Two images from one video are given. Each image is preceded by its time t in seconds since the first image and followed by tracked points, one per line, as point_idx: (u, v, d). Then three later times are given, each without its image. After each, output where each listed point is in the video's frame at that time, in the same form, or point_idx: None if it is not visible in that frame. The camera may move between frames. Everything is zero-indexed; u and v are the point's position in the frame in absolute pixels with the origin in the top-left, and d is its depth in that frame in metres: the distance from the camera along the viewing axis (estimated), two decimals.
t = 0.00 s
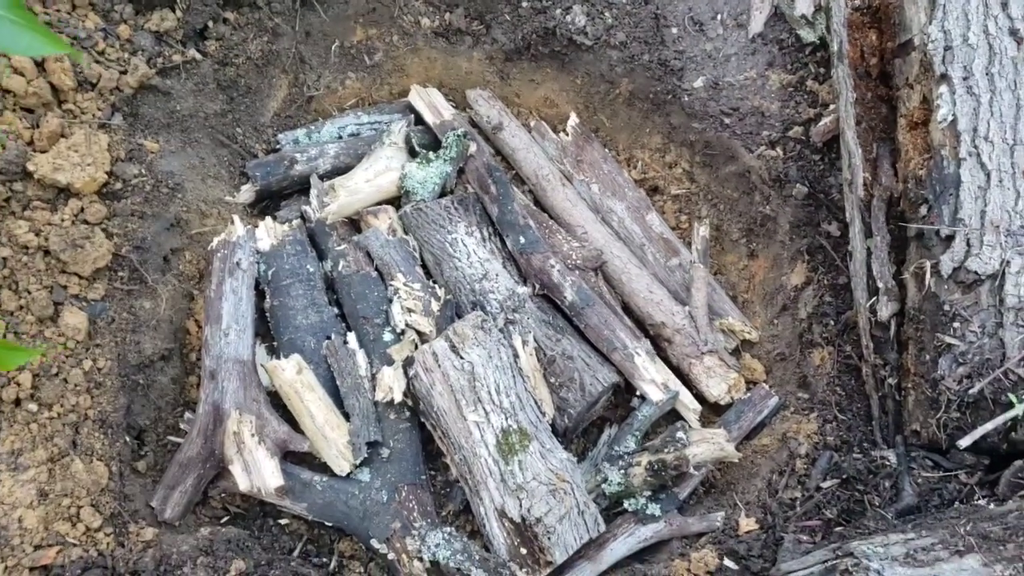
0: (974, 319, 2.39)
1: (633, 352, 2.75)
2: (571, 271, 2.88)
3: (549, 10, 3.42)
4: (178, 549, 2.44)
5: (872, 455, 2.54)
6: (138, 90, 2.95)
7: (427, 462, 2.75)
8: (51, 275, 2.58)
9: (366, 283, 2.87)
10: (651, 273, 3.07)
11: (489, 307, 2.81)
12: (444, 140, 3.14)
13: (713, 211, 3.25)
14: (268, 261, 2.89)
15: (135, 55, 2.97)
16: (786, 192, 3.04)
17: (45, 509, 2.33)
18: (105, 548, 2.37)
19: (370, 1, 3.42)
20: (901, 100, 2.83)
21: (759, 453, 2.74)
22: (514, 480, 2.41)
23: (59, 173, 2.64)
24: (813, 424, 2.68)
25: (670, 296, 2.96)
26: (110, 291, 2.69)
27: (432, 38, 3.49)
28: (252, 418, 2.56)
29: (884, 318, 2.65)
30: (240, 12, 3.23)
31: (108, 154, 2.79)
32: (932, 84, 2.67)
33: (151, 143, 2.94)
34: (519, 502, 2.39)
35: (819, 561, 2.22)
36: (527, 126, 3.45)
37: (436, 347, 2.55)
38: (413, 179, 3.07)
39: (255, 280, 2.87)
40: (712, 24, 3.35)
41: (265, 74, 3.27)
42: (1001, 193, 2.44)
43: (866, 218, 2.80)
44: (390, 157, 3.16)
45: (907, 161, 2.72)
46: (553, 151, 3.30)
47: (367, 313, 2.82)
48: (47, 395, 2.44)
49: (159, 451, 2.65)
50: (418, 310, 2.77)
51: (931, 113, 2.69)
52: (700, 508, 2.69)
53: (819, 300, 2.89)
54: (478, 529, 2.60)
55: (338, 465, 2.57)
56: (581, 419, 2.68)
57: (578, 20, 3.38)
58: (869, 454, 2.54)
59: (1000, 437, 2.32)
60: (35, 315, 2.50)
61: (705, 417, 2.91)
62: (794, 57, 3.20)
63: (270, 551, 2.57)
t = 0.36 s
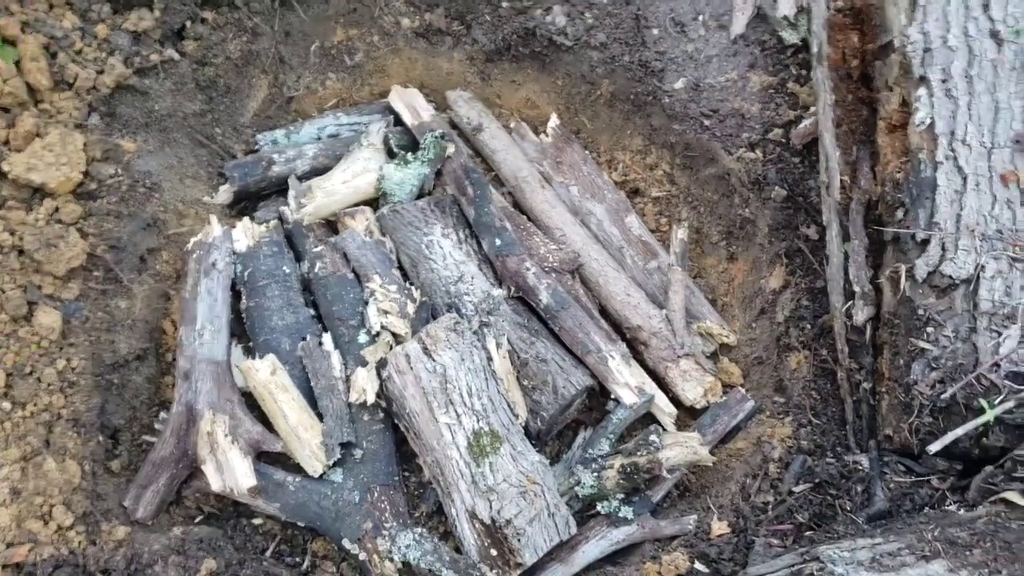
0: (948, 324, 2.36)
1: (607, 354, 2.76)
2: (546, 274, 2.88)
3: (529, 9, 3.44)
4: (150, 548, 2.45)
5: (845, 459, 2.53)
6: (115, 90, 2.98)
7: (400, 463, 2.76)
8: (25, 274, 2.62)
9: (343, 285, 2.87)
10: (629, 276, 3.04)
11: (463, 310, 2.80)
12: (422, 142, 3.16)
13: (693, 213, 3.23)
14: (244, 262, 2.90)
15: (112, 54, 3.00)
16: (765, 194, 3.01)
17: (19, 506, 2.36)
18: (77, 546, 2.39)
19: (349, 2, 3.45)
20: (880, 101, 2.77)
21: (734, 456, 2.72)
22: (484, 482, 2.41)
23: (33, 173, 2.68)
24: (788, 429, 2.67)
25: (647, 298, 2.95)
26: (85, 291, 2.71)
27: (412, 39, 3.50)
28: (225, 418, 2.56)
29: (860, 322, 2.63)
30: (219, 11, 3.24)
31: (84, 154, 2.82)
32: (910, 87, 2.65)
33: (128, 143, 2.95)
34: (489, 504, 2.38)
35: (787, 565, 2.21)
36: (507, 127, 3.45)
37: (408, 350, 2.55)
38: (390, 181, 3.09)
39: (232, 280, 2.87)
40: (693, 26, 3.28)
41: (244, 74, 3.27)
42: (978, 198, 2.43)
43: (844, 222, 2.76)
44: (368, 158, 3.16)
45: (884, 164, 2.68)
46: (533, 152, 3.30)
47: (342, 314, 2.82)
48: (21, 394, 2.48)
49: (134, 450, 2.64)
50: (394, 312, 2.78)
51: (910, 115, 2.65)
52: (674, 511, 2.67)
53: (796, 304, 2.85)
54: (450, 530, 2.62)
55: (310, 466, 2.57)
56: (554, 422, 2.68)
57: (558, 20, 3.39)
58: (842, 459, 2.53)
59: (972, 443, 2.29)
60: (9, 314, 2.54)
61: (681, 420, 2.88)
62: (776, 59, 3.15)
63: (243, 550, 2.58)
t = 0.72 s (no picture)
0: (926, 343, 2.38)
1: (587, 360, 2.75)
2: (531, 278, 2.86)
3: (526, 13, 3.40)
4: (122, 536, 2.51)
5: (820, 475, 2.54)
6: (111, 81, 3.04)
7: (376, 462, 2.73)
8: (13, 261, 2.73)
9: (329, 282, 2.85)
10: (616, 283, 2.98)
11: (446, 310, 2.76)
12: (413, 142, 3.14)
13: (683, 223, 3.14)
14: (232, 256, 2.86)
15: (109, 46, 3.06)
16: (753, 206, 3.01)
17: None
18: (49, 532, 2.49)
19: None
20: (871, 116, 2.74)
21: (711, 467, 2.69)
22: (456, 484, 2.42)
23: (24, 161, 2.79)
24: (764, 441, 2.67)
25: (632, 306, 2.88)
26: (70, 279, 2.79)
27: (410, 39, 3.46)
28: (203, 409, 2.58)
29: (842, 338, 2.60)
30: (218, 7, 3.27)
31: (75, 143, 2.90)
32: (901, 103, 2.61)
33: (122, 135, 3.00)
34: (460, 505, 2.39)
35: None
36: (502, 130, 3.37)
37: (386, 347, 2.56)
38: (381, 179, 3.08)
39: (219, 274, 2.86)
40: (690, 34, 3.22)
41: (241, 69, 3.27)
42: (963, 216, 2.41)
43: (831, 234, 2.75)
44: (360, 156, 3.13)
45: (873, 179, 2.66)
46: (525, 156, 3.24)
47: (326, 311, 2.80)
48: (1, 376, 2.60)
49: (113, 438, 2.65)
50: (378, 310, 2.77)
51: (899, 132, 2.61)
52: (649, 521, 2.63)
53: (780, 317, 2.84)
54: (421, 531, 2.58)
55: (285, 461, 2.58)
56: (531, 425, 2.68)
57: (555, 24, 3.36)
58: (817, 474, 2.55)
59: (946, 464, 2.33)
60: None
61: (662, 429, 2.82)
62: (771, 70, 3.13)
63: (216, 542, 2.60)
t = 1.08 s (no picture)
0: (957, 352, 2.31)
1: (607, 353, 2.71)
2: (557, 267, 2.84)
3: (569, 3, 3.34)
4: (136, 499, 2.52)
5: (839, 481, 2.49)
6: (153, 53, 3.06)
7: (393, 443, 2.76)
8: (46, 223, 2.75)
9: (355, 261, 2.84)
10: (644, 278, 2.95)
11: (469, 295, 2.77)
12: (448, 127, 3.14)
13: (717, 220, 3.09)
14: (262, 230, 2.88)
15: (154, 18, 3.09)
16: (788, 206, 2.94)
17: (16, 445, 2.49)
18: (65, 490, 2.50)
19: None
20: (913, 120, 2.67)
21: (730, 469, 2.65)
22: (468, 467, 2.40)
23: (64, 125, 2.81)
24: (785, 445, 2.62)
25: (659, 301, 2.87)
26: (102, 244, 2.82)
27: (450, 25, 3.43)
28: (223, 379, 2.60)
29: (869, 343, 2.56)
30: None
31: (114, 111, 2.93)
32: (944, 106, 2.54)
33: (162, 106, 3.03)
34: (471, 489, 2.38)
35: None
36: (539, 119, 3.34)
37: (406, 328, 2.55)
38: (413, 163, 3.08)
39: (247, 247, 2.88)
40: (734, 30, 3.17)
41: (282, 48, 3.29)
42: (1001, 224, 2.34)
43: (866, 237, 2.69)
44: (394, 139, 3.12)
45: (912, 183, 2.60)
46: (560, 145, 3.21)
47: (351, 290, 2.80)
48: (29, 336, 2.61)
49: (136, 404, 2.71)
50: (403, 292, 2.77)
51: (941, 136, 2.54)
52: (663, 518, 2.59)
53: (809, 319, 2.79)
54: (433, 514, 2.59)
55: (301, 435, 2.59)
56: (548, 415, 2.66)
57: (596, 15, 3.29)
58: (836, 480, 2.50)
59: (970, 476, 2.25)
60: (26, 259, 2.68)
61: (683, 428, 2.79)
62: (814, 70, 3.07)
63: (228, 512, 2.62)
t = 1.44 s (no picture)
0: (945, 359, 2.34)
1: (605, 359, 2.73)
2: (554, 273, 2.86)
3: (567, 11, 3.35)
4: (135, 505, 2.53)
5: (832, 487, 2.49)
6: (154, 59, 3.08)
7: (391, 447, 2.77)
8: (46, 230, 2.76)
9: (354, 268, 2.86)
10: (641, 284, 2.98)
11: (468, 301, 2.79)
12: (447, 134, 3.15)
13: (713, 228, 3.12)
14: (261, 236, 2.90)
15: (154, 25, 3.11)
16: (783, 213, 2.95)
17: (14, 452, 2.49)
18: (64, 497, 2.50)
19: None
20: (906, 129, 2.71)
21: (725, 474, 2.67)
22: (465, 473, 2.41)
23: (63, 132, 2.81)
24: (778, 451, 2.63)
25: (656, 308, 2.89)
26: (101, 250, 2.83)
27: (451, 32, 3.47)
28: (222, 385, 2.62)
29: (862, 349, 2.57)
30: None
31: (114, 117, 2.93)
32: (935, 116, 2.58)
33: (162, 112, 3.05)
34: (468, 495, 2.38)
35: None
36: (538, 126, 3.35)
37: (405, 334, 2.57)
38: (412, 170, 3.08)
39: (247, 253, 2.90)
40: (731, 39, 3.19)
41: (283, 55, 3.32)
42: (990, 233, 2.37)
43: (860, 244, 2.70)
44: (393, 146, 3.14)
45: (903, 192, 2.64)
46: (558, 152, 3.24)
47: (350, 296, 2.82)
48: (28, 343, 2.62)
49: (135, 409, 2.73)
50: (402, 298, 2.78)
51: (932, 145, 2.58)
52: (659, 523, 2.62)
53: (804, 326, 2.79)
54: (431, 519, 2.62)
55: (300, 440, 2.60)
56: (546, 420, 2.68)
57: (595, 24, 3.31)
58: (828, 486, 2.50)
59: (959, 482, 2.27)
60: (25, 266, 2.70)
61: (678, 432, 2.83)
62: (810, 78, 3.09)
63: (227, 517, 2.63)
